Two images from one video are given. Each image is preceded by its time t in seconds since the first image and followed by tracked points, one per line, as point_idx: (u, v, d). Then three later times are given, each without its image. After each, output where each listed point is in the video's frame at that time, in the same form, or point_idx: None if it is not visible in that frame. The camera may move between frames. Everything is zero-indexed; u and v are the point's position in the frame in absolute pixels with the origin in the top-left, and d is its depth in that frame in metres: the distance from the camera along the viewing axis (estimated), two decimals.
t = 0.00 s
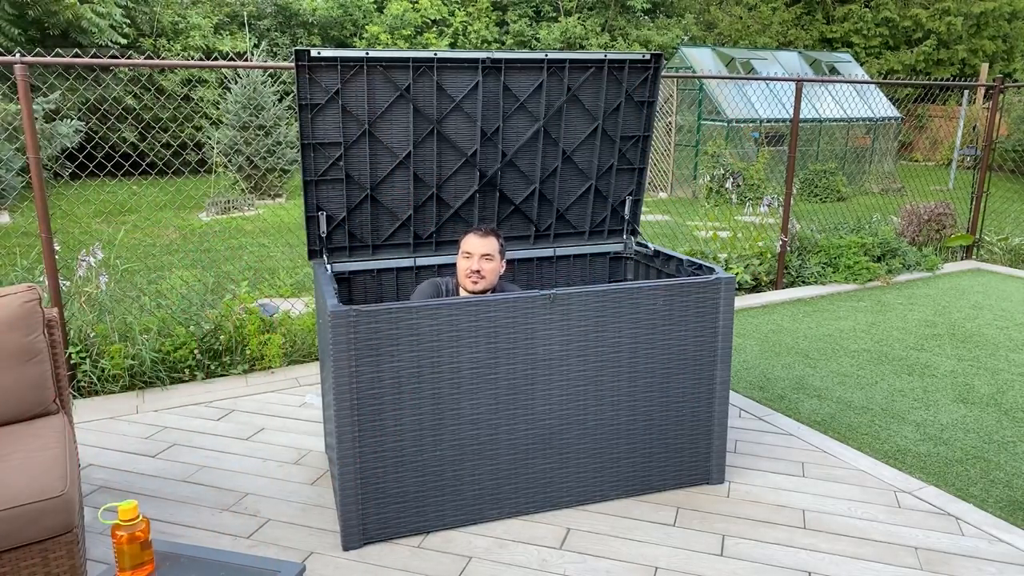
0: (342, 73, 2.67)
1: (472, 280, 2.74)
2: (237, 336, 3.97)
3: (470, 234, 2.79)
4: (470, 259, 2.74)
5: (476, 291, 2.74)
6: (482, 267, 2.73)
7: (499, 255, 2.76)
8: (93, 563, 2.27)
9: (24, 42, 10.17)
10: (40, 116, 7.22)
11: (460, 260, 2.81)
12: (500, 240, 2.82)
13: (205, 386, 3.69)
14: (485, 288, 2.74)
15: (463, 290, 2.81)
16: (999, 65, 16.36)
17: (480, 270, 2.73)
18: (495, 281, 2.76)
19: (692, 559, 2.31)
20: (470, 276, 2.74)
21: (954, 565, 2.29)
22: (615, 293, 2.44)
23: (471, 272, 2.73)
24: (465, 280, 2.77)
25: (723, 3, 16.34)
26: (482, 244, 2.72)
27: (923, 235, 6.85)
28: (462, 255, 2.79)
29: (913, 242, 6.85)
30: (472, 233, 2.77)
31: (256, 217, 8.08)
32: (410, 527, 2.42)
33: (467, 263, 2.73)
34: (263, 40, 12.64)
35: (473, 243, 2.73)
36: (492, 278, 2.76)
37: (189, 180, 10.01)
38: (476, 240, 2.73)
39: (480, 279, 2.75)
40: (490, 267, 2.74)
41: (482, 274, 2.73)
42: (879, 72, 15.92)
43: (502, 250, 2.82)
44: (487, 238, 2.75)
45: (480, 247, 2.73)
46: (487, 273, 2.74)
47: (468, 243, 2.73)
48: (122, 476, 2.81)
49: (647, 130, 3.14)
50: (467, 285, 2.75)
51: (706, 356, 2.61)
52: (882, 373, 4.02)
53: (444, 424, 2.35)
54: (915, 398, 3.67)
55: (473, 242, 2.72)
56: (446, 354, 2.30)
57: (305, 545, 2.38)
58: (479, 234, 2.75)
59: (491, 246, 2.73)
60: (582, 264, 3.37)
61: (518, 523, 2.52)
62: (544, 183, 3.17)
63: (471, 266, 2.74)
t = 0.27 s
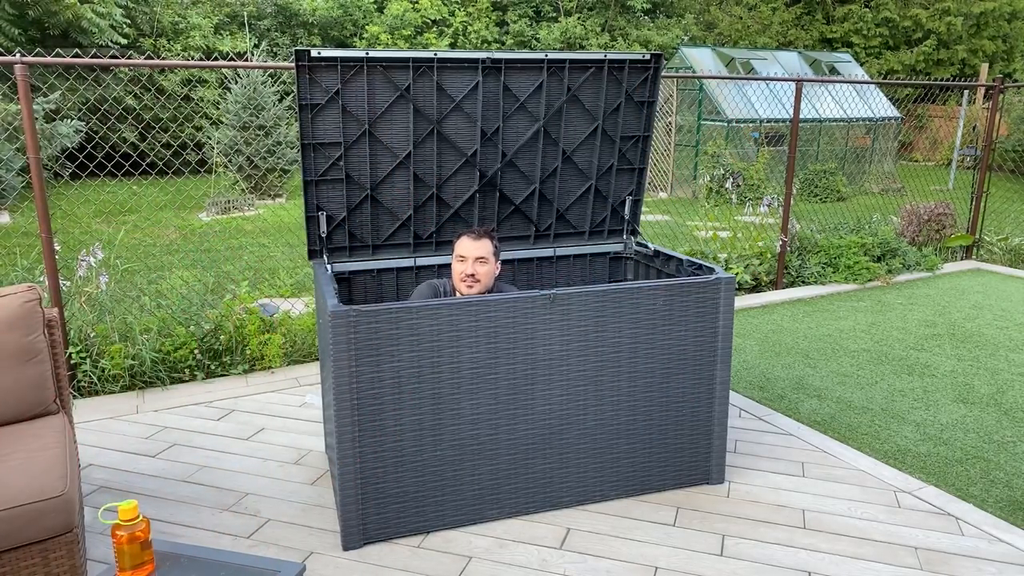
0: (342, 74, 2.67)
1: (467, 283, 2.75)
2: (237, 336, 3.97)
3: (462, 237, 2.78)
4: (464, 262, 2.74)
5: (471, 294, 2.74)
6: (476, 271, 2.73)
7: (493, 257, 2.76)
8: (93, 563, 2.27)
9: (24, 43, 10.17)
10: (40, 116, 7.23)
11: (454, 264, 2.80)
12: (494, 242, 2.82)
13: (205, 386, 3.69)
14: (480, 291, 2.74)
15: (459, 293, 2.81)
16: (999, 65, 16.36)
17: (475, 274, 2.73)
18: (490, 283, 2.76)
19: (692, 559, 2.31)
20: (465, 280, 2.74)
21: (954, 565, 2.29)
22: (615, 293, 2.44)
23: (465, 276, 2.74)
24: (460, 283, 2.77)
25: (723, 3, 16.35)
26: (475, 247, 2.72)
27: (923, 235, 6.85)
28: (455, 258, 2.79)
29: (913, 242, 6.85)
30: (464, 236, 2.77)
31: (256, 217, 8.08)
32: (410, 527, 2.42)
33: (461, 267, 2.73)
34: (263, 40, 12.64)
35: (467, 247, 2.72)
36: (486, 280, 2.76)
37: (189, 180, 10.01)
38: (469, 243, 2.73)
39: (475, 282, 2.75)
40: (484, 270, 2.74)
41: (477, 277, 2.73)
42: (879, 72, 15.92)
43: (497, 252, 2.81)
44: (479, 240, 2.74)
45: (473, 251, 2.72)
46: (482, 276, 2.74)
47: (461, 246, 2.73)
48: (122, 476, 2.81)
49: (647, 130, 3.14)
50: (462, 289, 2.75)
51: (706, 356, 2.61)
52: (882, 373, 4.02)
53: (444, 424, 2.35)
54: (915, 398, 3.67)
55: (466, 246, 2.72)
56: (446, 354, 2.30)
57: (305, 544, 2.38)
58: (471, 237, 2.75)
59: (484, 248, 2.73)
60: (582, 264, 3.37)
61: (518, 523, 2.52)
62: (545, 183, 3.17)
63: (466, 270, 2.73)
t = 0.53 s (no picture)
0: (342, 74, 2.67)
1: (469, 283, 2.74)
2: (237, 336, 3.97)
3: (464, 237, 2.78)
4: (466, 262, 2.74)
5: (473, 293, 2.74)
6: (478, 270, 2.73)
7: (495, 256, 2.76)
8: (92, 563, 2.27)
9: (24, 43, 10.17)
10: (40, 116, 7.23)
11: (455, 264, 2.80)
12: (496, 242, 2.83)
13: (205, 386, 3.69)
14: (482, 291, 2.74)
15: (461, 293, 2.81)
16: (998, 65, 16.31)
17: (476, 273, 2.73)
18: (492, 283, 2.77)
19: (692, 559, 2.31)
20: (466, 279, 2.74)
21: (954, 565, 2.29)
22: (615, 293, 2.44)
23: (467, 275, 2.74)
24: (461, 283, 2.77)
25: (723, 3, 16.35)
26: (477, 246, 2.72)
27: (923, 235, 6.85)
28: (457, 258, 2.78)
29: (913, 242, 6.85)
30: (466, 235, 2.77)
31: (256, 217, 8.09)
32: (410, 527, 2.42)
33: (463, 266, 2.73)
34: (263, 40, 12.65)
35: (468, 246, 2.73)
36: (488, 280, 2.76)
37: (189, 180, 10.02)
38: (470, 242, 2.73)
39: (477, 282, 2.75)
40: (486, 269, 2.74)
41: (478, 276, 2.73)
42: (879, 72, 15.93)
43: (498, 252, 2.82)
44: (481, 239, 2.75)
45: (475, 250, 2.73)
46: (484, 276, 2.74)
47: (463, 245, 2.73)
48: (122, 476, 2.81)
49: (647, 131, 3.14)
50: (464, 289, 2.75)
51: (706, 356, 2.61)
52: (882, 373, 4.03)
53: (444, 424, 2.35)
54: (915, 398, 3.67)
55: (468, 245, 2.73)
56: (446, 354, 2.30)
57: (305, 544, 2.38)
58: (473, 236, 2.75)
59: (486, 247, 2.74)
60: (582, 264, 3.37)
61: (518, 523, 2.52)
62: (545, 183, 3.18)
63: (468, 269, 2.74)
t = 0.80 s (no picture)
0: (342, 74, 2.67)
1: (476, 279, 2.74)
2: (238, 337, 3.97)
3: (470, 234, 2.78)
4: (473, 258, 2.74)
5: (480, 290, 2.74)
6: (485, 266, 2.73)
7: (502, 253, 2.77)
8: (93, 564, 2.28)
9: (24, 43, 10.18)
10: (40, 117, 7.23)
11: (462, 260, 2.79)
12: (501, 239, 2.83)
13: (205, 387, 3.69)
14: (489, 287, 2.74)
15: (467, 290, 2.81)
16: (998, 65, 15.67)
17: (484, 269, 2.73)
18: (498, 279, 2.77)
19: (692, 559, 2.31)
20: (473, 275, 2.74)
21: (954, 565, 2.29)
22: (615, 293, 2.45)
23: (474, 272, 2.74)
24: (468, 279, 2.77)
25: (722, 4, 16.40)
26: (484, 243, 2.73)
27: (923, 235, 6.85)
28: (463, 255, 2.78)
29: (913, 243, 6.85)
30: (472, 232, 2.77)
31: (256, 218, 8.10)
32: (411, 528, 2.42)
33: (470, 262, 2.73)
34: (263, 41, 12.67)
35: (476, 242, 2.73)
36: (495, 276, 2.76)
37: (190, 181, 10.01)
38: (478, 239, 2.74)
39: (484, 278, 2.75)
40: (493, 265, 2.74)
41: (485, 273, 2.73)
42: (878, 72, 15.94)
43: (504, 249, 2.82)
44: (489, 236, 2.75)
45: (483, 246, 2.73)
46: (491, 272, 2.74)
47: (470, 242, 2.73)
48: (122, 477, 2.81)
49: (647, 131, 3.14)
50: (472, 286, 2.75)
51: (706, 356, 2.61)
52: (882, 373, 4.03)
53: (444, 425, 2.36)
54: (915, 398, 3.67)
55: (476, 241, 2.73)
56: (446, 355, 2.31)
57: (305, 545, 2.39)
58: (481, 233, 2.76)
59: (492, 244, 2.74)
60: (581, 265, 3.38)
61: (519, 523, 2.52)
62: (544, 183, 3.18)
63: (475, 265, 2.73)
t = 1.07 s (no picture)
0: (341, 76, 2.68)
1: (473, 279, 2.75)
2: (237, 339, 3.97)
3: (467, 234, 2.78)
4: (470, 258, 2.74)
5: (477, 289, 2.75)
6: (482, 266, 2.73)
7: (498, 253, 2.77)
8: (92, 565, 2.27)
9: (24, 45, 10.19)
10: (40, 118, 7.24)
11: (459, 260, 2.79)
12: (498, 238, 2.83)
13: (204, 388, 3.69)
14: (487, 286, 2.74)
15: (465, 290, 2.81)
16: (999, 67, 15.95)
17: (481, 269, 2.74)
18: (495, 278, 2.77)
19: (692, 561, 2.31)
20: (470, 275, 2.74)
21: (954, 567, 2.29)
22: (614, 295, 2.45)
23: (471, 271, 2.74)
24: (465, 279, 2.77)
25: (722, 6, 16.42)
26: (481, 243, 2.73)
27: (922, 238, 6.86)
28: (460, 255, 2.78)
29: (912, 245, 6.86)
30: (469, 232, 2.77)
31: (256, 219, 8.10)
32: (410, 529, 2.42)
33: (467, 262, 2.73)
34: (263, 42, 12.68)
35: (472, 242, 2.73)
36: (492, 275, 2.76)
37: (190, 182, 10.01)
38: (474, 239, 2.74)
39: (481, 278, 2.76)
40: (490, 265, 2.74)
41: (482, 272, 2.74)
42: (878, 75, 15.95)
43: (501, 248, 2.82)
44: (485, 235, 2.75)
45: (479, 246, 2.73)
46: (488, 272, 2.74)
47: (467, 242, 2.73)
48: (122, 478, 2.81)
49: (646, 133, 3.15)
50: (469, 286, 2.75)
51: (706, 358, 2.61)
52: (881, 375, 4.03)
53: (444, 426, 2.36)
54: (914, 400, 3.67)
55: (472, 241, 2.72)
56: (446, 356, 2.31)
57: (305, 546, 2.39)
58: (477, 233, 2.76)
59: (489, 244, 2.74)
60: (581, 266, 3.38)
61: (519, 525, 2.52)
62: (544, 184, 3.18)
63: (472, 265, 2.74)
